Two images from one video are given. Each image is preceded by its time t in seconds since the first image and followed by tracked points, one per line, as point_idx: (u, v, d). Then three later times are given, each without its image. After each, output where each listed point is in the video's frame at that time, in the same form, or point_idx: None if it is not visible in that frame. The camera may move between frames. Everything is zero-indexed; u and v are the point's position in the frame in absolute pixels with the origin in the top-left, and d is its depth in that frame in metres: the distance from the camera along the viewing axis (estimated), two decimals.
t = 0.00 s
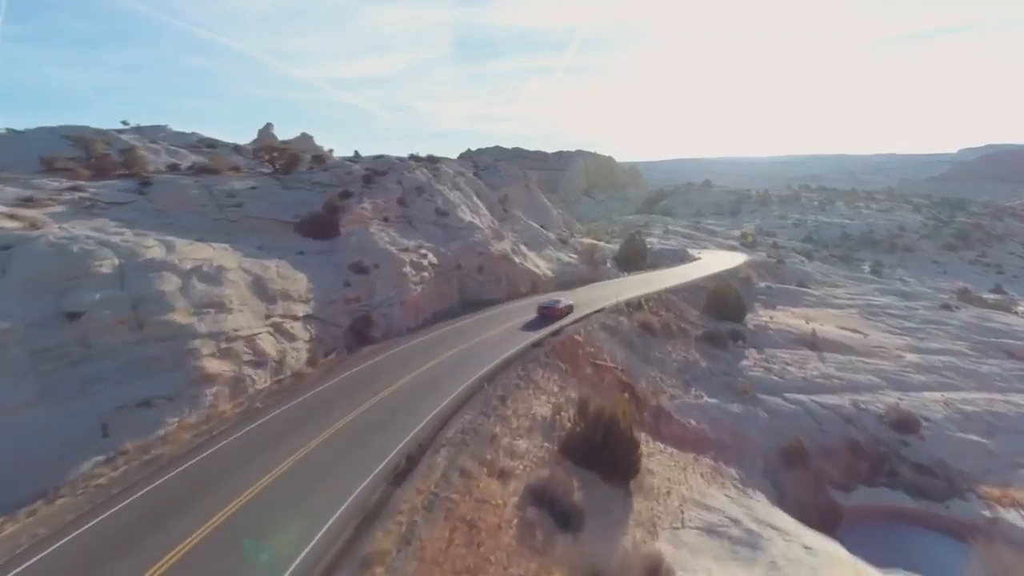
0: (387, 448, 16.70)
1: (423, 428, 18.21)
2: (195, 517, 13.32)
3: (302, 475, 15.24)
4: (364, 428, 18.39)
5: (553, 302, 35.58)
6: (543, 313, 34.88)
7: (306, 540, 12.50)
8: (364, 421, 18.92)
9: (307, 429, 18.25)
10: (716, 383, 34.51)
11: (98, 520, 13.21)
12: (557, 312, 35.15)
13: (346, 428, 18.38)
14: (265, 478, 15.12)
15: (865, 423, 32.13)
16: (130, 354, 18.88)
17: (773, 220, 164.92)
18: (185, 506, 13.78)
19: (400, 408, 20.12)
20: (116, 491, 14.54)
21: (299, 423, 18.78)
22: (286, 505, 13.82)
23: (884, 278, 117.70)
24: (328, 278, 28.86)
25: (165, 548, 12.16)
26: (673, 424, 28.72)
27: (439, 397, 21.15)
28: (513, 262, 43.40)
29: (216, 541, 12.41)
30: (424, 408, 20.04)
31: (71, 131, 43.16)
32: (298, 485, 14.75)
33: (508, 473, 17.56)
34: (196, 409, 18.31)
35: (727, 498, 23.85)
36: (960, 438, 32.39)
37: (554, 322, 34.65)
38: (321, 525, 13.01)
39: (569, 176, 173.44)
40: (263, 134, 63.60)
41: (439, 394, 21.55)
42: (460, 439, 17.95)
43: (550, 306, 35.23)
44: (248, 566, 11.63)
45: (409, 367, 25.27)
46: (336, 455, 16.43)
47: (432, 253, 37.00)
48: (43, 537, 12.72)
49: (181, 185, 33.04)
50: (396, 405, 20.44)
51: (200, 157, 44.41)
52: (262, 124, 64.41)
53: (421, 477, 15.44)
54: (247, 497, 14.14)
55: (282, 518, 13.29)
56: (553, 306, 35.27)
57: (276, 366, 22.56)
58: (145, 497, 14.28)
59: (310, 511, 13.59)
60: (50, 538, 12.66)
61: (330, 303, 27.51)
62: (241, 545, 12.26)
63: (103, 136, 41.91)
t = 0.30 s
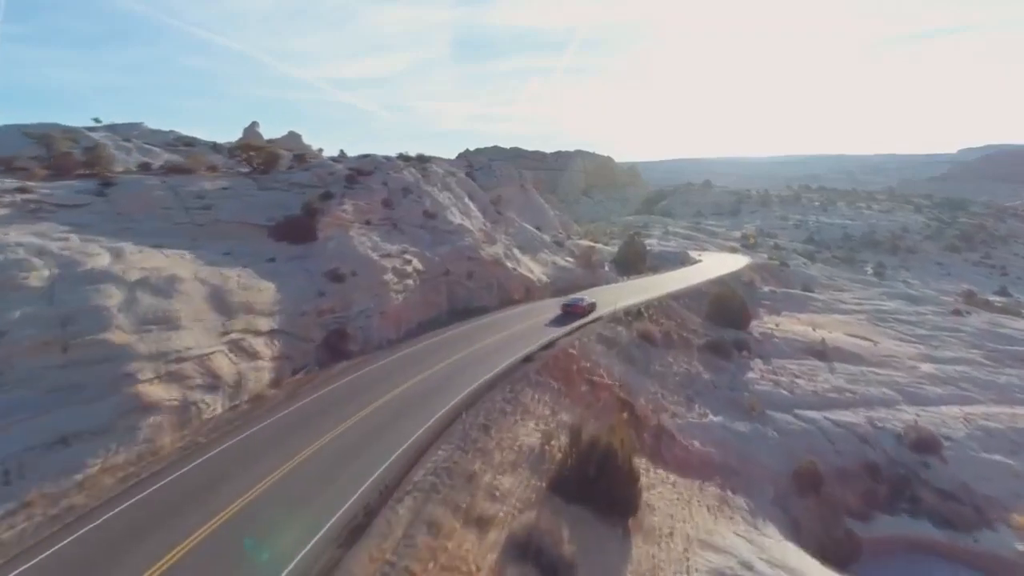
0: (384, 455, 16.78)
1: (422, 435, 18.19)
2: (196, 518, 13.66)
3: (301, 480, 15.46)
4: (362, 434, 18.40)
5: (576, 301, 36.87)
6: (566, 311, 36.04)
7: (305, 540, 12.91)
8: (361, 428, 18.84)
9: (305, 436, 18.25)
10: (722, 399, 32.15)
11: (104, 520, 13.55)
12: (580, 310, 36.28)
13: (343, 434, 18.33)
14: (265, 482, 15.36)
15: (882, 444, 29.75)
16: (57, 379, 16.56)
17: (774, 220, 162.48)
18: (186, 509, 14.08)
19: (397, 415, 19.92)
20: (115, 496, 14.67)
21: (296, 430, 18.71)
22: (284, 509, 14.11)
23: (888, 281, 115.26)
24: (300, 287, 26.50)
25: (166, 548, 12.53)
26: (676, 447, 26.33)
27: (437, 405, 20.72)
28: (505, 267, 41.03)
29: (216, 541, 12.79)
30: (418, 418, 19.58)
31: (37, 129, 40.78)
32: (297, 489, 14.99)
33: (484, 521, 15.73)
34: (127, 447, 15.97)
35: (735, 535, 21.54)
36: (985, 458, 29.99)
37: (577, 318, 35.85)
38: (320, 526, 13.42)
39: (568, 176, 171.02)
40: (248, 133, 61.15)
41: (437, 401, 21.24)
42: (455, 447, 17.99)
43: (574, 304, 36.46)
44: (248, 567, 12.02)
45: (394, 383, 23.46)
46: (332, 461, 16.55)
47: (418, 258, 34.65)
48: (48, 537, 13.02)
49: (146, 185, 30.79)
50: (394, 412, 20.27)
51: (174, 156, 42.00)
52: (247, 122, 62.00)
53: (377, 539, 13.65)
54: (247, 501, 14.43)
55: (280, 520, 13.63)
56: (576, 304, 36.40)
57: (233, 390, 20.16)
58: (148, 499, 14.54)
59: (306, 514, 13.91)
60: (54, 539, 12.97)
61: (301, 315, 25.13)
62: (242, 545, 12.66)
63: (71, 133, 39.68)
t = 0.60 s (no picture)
0: (382, 461, 16.63)
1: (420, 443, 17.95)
2: (197, 519, 13.66)
3: (300, 482, 15.40)
4: (362, 440, 18.18)
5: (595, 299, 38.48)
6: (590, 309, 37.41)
7: (303, 540, 12.98)
8: (360, 434, 18.54)
9: (304, 441, 18.01)
10: (726, 417, 29.86)
11: (108, 520, 13.58)
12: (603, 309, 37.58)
13: (341, 440, 18.04)
14: (264, 484, 15.27)
15: (900, 466, 27.46)
16: None
17: (774, 221, 160.21)
18: (185, 510, 14.06)
19: (395, 422, 19.57)
20: (111, 500, 14.50)
21: (294, 435, 18.45)
22: (284, 510, 14.12)
23: (891, 283, 113.05)
24: (265, 298, 24.14)
25: (165, 549, 12.54)
26: (677, 473, 24.09)
27: (436, 413, 20.26)
28: (496, 273, 38.71)
29: (216, 541, 12.81)
30: (415, 426, 19.18)
31: None
32: (296, 492, 14.95)
33: None
34: (35, 494, 13.54)
35: None
36: (1012, 482, 27.69)
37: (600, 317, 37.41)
38: (319, 526, 13.50)
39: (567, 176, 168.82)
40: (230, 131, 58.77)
41: (436, 408, 20.81)
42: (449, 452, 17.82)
43: (594, 302, 38.03)
44: (249, 566, 12.12)
45: (386, 395, 22.35)
46: (331, 466, 16.38)
47: (400, 265, 32.32)
48: (47, 539, 12.96)
49: (103, 185, 28.44)
50: (392, 418, 19.89)
51: (144, 155, 39.61)
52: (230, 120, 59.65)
53: None
54: (246, 503, 14.39)
55: (279, 522, 13.63)
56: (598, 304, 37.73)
57: (177, 419, 17.77)
58: (147, 501, 14.46)
59: (305, 517, 13.90)
60: (54, 540, 12.93)
61: (264, 330, 22.75)
62: (243, 545, 12.74)
63: (32, 132, 37.31)
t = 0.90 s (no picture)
0: (381, 467, 16.68)
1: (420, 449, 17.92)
2: (201, 519, 13.89)
3: (301, 485, 15.59)
4: (363, 444, 18.22)
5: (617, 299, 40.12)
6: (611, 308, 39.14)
7: (303, 541, 13.28)
8: (361, 439, 18.48)
9: (304, 444, 18.03)
10: (729, 437, 27.66)
11: (117, 516, 13.88)
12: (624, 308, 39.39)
13: (340, 446, 17.98)
14: (267, 485, 15.57)
15: (919, 492, 25.23)
16: None
17: (775, 222, 157.96)
18: (188, 510, 14.26)
19: (396, 427, 19.46)
20: (114, 500, 14.64)
21: (296, 439, 18.46)
22: (284, 513, 14.32)
23: (894, 286, 110.86)
24: (221, 311, 21.88)
25: (166, 549, 12.75)
26: (677, 506, 21.91)
27: (437, 418, 20.08)
28: (484, 279, 36.44)
29: (218, 540, 13.12)
30: (414, 431, 19.05)
31: None
32: (297, 496, 15.13)
33: None
34: None
35: None
36: None
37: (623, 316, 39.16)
38: (319, 528, 13.80)
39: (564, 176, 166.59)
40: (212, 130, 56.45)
41: (437, 412, 20.68)
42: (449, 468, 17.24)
43: (617, 301, 39.58)
44: (249, 566, 12.38)
45: (383, 403, 21.65)
46: (332, 470, 16.47)
47: (379, 272, 30.06)
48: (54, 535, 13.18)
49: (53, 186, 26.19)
50: (393, 424, 19.75)
51: (111, 154, 37.30)
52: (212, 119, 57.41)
53: None
54: (248, 506, 14.56)
55: (279, 525, 13.83)
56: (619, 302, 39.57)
57: (104, 454, 15.62)
58: (151, 501, 14.65)
59: (304, 521, 14.07)
60: (61, 536, 13.15)
61: (218, 348, 20.53)
62: (243, 545, 13.01)
63: None
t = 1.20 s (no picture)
0: (385, 468, 16.42)
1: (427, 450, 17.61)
2: (204, 519, 13.89)
3: (303, 487, 15.44)
4: (368, 447, 17.92)
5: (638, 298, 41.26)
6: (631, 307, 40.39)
7: (304, 541, 13.20)
8: (366, 443, 18.15)
9: (308, 447, 17.80)
10: (732, 461, 25.49)
11: (119, 517, 13.86)
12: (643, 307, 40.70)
13: (328, 460, 16.95)
14: (274, 485, 15.53)
15: (940, 522, 23.04)
16: None
17: (775, 222, 155.73)
18: (190, 511, 14.23)
19: (402, 430, 19.07)
20: (113, 504, 14.52)
21: (299, 442, 18.18)
22: (288, 512, 14.28)
23: (897, 289, 108.61)
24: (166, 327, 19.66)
25: (169, 548, 12.76)
26: (675, 543, 19.85)
27: (442, 423, 19.63)
28: (470, 286, 34.12)
29: (220, 539, 13.11)
30: (419, 436, 18.65)
31: None
32: (301, 496, 15.00)
33: None
34: None
35: None
36: None
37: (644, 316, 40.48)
38: (321, 527, 13.73)
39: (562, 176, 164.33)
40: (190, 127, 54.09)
41: (444, 417, 20.23)
42: (409, 514, 15.00)
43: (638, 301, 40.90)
44: (249, 566, 12.35)
45: (379, 412, 20.81)
46: (336, 472, 16.27)
47: (353, 279, 27.75)
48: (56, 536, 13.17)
49: None
50: (400, 427, 19.36)
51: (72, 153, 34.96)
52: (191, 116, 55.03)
53: None
54: (250, 506, 14.45)
55: (281, 526, 13.76)
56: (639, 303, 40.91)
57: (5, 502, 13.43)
58: (152, 503, 14.55)
59: (307, 522, 13.92)
60: (60, 537, 13.12)
61: (159, 370, 18.33)
62: (245, 544, 13.00)
63: None
